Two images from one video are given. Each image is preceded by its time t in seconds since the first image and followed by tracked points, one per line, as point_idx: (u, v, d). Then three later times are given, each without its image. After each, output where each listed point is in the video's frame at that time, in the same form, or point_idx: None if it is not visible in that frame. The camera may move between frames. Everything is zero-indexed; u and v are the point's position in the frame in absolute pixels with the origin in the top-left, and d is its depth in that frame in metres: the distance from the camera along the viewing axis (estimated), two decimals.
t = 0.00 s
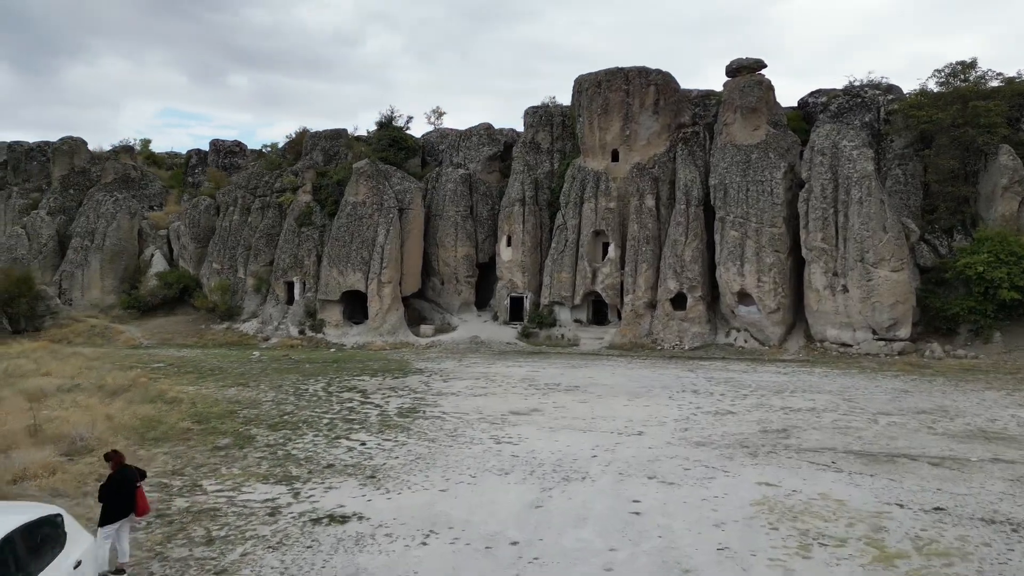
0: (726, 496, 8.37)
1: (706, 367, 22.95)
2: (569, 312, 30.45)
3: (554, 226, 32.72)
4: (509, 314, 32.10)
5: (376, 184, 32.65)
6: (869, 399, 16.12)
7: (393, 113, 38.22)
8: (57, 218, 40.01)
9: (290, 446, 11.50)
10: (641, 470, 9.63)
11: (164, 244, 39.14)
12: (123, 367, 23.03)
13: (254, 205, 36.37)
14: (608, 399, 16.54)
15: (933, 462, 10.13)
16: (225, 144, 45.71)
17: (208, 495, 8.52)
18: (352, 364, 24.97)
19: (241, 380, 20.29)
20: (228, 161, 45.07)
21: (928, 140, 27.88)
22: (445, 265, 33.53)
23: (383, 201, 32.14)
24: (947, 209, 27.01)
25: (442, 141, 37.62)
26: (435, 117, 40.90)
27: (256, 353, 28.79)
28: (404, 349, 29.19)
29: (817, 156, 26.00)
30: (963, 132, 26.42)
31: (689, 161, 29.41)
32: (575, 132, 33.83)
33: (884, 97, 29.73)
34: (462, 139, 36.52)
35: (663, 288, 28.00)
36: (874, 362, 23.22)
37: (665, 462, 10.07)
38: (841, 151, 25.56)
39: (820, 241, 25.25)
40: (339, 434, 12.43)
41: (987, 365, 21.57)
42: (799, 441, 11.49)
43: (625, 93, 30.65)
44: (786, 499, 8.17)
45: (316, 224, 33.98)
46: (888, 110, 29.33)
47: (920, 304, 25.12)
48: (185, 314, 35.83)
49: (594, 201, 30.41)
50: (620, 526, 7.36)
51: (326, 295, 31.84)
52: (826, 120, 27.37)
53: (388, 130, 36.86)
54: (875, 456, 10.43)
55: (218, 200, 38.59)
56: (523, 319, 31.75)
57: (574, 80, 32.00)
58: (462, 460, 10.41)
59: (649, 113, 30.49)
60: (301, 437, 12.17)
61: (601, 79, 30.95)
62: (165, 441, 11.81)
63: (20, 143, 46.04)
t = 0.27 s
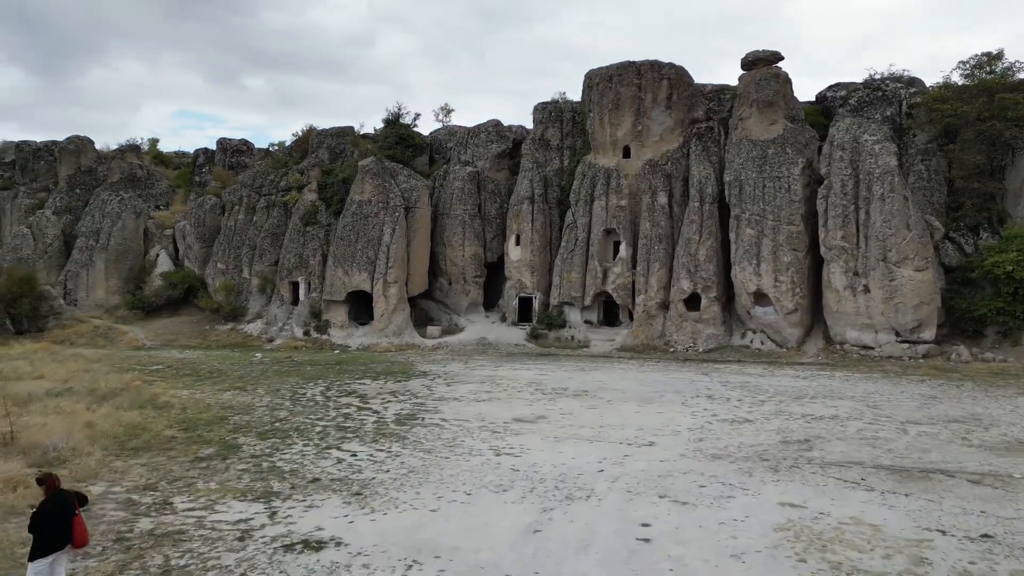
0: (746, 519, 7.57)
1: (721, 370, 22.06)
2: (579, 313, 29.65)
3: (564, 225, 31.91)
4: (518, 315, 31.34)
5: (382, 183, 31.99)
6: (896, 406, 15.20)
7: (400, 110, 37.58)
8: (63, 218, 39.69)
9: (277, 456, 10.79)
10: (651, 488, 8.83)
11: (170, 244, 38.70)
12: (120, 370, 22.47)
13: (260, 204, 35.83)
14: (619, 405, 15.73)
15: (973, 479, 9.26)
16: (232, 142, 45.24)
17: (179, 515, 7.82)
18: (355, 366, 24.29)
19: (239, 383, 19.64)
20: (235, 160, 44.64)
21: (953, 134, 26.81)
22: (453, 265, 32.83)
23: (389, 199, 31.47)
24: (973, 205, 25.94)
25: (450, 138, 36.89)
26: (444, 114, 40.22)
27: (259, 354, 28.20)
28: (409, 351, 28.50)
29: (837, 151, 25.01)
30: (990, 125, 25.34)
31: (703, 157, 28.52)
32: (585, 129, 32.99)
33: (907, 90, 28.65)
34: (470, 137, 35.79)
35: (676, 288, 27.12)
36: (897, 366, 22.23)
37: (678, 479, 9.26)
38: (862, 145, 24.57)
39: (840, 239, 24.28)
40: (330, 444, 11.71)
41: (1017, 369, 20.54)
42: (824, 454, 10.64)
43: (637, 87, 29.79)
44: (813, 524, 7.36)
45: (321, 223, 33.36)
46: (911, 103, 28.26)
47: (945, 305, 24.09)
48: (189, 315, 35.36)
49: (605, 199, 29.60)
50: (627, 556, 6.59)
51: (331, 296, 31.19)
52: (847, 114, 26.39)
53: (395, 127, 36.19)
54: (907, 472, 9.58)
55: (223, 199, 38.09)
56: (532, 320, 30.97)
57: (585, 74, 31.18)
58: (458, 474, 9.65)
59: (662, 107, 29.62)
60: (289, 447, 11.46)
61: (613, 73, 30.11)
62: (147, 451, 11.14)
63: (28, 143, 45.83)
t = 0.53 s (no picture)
0: (763, 548, 6.78)
1: (734, 374, 21.18)
2: (587, 314, 28.86)
3: (572, 223, 31.10)
4: (525, 316, 30.57)
5: (386, 180, 31.31)
6: (920, 414, 14.30)
7: (406, 107, 36.91)
8: (66, 217, 39.33)
9: (256, 468, 10.06)
10: (658, 509, 8.03)
11: (173, 243, 38.24)
12: (114, 372, 21.92)
13: (263, 203, 35.27)
14: (625, 411, 14.94)
15: (1013, 500, 8.42)
16: (237, 140, 44.73)
17: (133, 539, 7.09)
18: (355, 368, 23.63)
19: (233, 386, 18.99)
20: (240, 158, 44.16)
21: (976, 128, 25.75)
22: (458, 265, 32.11)
23: (393, 197, 30.79)
24: (997, 202, 24.90)
25: (456, 135, 36.14)
26: (451, 112, 39.54)
27: (259, 356, 27.60)
28: (413, 353, 27.81)
29: (855, 146, 24.04)
30: (1016, 119, 24.28)
31: (715, 153, 27.62)
32: (594, 125, 32.15)
33: (927, 82, 27.61)
34: (476, 134, 35.05)
35: (687, 288, 26.23)
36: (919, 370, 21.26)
37: (687, 498, 8.45)
38: (881, 140, 23.58)
39: (858, 237, 23.32)
40: (314, 454, 10.98)
41: None
42: (846, 469, 9.79)
43: (647, 81, 28.95)
44: (839, 556, 6.56)
45: (324, 222, 32.73)
46: (932, 96, 27.22)
47: (969, 307, 23.09)
48: (192, 315, 34.85)
49: (613, 197, 28.77)
50: None
51: (334, 296, 30.53)
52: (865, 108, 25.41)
53: (400, 124, 35.51)
54: (939, 491, 8.73)
55: (227, 198, 37.58)
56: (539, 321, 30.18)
57: (593, 68, 30.36)
58: (447, 490, 8.88)
59: (673, 102, 28.76)
60: (270, 457, 10.74)
61: (622, 67, 29.27)
62: (119, 461, 10.45)
63: (33, 142, 45.58)
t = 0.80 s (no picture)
0: None
1: (743, 378, 20.31)
2: (592, 315, 28.07)
3: (577, 222, 30.29)
4: (528, 317, 29.79)
5: (387, 178, 30.62)
6: (942, 422, 13.41)
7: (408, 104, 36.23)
8: (67, 217, 38.94)
9: (223, 481, 9.34)
10: (655, 535, 7.23)
11: (174, 243, 37.75)
12: (104, 375, 21.34)
13: (263, 201, 34.70)
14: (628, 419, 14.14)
15: None
16: (240, 139, 44.23)
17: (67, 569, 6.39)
18: (352, 371, 22.95)
19: (222, 389, 18.34)
20: (242, 157, 43.66)
21: (997, 122, 24.72)
22: (461, 264, 31.37)
23: (394, 195, 30.10)
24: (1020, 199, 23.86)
25: (460, 132, 35.42)
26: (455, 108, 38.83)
27: (256, 358, 26.98)
28: (413, 355, 27.11)
29: (870, 140, 23.08)
30: None
31: (724, 149, 26.72)
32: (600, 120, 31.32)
33: (946, 75, 26.59)
34: (480, 130, 34.30)
35: (695, 288, 25.36)
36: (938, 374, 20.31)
37: (688, 522, 7.66)
38: (898, 134, 22.60)
39: (874, 235, 22.36)
40: (289, 466, 10.26)
41: None
42: (864, 487, 8.95)
43: (654, 75, 28.09)
44: None
45: (325, 220, 32.08)
46: (951, 89, 26.19)
47: (990, 308, 22.11)
48: (191, 316, 34.32)
49: (620, 194, 27.93)
50: None
51: (333, 296, 29.86)
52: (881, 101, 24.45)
53: (403, 121, 34.83)
54: (969, 514, 7.89)
55: (227, 197, 37.04)
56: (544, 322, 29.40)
57: (599, 62, 29.53)
58: (425, 510, 8.12)
59: (681, 97, 27.90)
60: (241, 469, 10.02)
61: (629, 60, 28.43)
62: (80, 474, 9.77)
63: (35, 141, 45.27)
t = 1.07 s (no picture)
0: None
1: (749, 382, 19.45)
2: (594, 316, 27.28)
3: (579, 220, 29.48)
4: (529, 318, 29.02)
5: (384, 175, 29.92)
6: (961, 433, 12.53)
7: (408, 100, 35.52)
8: (64, 216, 38.48)
9: (178, 498, 8.65)
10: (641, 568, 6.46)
11: (171, 243, 37.20)
12: (88, 378, 20.74)
13: (260, 200, 34.08)
14: (624, 427, 13.34)
15: None
16: (240, 137, 43.68)
17: None
18: (344, 374, 22.25)
19: (205, 394, 17.67)
20: (242, 155, 43.09)
21: (1015, 115, 23.73)
22: (460, 264, 30.64)
23: (391, 193, 29.40)
24: None
25: (461, 129, 34.69)
26: (456, 105, 38.10)
27: (248, 360, 26.34)
28: (409, 357, 26.40)
29: (883, 134, 22.15)
30: None
31: (730, 144, 25.84)
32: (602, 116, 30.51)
33: (961, 68, 25.60)
34: (481, 127, 33.55)
35: (700, 289, 24.52)
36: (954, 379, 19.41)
37: (680, 552, 6.88)
38: (911, 128, 21.67)
39: (886, 233, 21.46)
40: (253, 480, 9.54)
41: None
42: (877, 509, 8.15)
43: (658, 69, 27.26)
44: None
45: (321, 219, 31.41)
46: (966, 82, 25.20)
47: (1007, 310, 21.16)
48: (186, 316, 33.73)
49: (622, 192, 27.12)
50: None
51: (329, 297, 29.18)
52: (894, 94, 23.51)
53: (402, 118, 34.14)
54: (995, 543, 7.07)
55: (225, 195, 36.45)
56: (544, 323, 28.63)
57: (602, 56, 28.71)
58: (389, 534, 7.38)
59: (685, 91, 27.06)
60: (200, 484, 9.31)
61: (632, 54, 27.61)
62: (27, 490, 9.09)
63: (35, 140, 44.88)
